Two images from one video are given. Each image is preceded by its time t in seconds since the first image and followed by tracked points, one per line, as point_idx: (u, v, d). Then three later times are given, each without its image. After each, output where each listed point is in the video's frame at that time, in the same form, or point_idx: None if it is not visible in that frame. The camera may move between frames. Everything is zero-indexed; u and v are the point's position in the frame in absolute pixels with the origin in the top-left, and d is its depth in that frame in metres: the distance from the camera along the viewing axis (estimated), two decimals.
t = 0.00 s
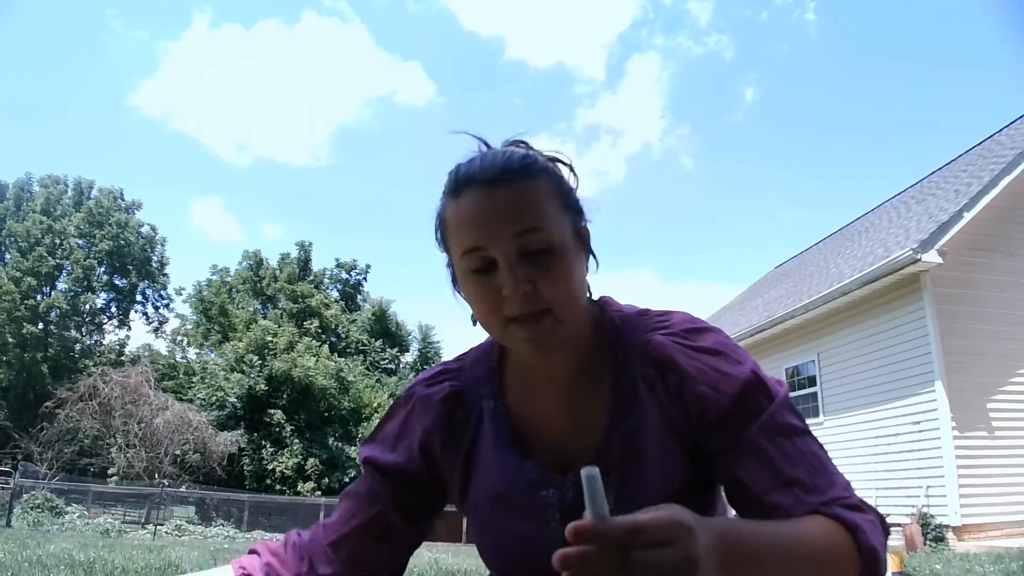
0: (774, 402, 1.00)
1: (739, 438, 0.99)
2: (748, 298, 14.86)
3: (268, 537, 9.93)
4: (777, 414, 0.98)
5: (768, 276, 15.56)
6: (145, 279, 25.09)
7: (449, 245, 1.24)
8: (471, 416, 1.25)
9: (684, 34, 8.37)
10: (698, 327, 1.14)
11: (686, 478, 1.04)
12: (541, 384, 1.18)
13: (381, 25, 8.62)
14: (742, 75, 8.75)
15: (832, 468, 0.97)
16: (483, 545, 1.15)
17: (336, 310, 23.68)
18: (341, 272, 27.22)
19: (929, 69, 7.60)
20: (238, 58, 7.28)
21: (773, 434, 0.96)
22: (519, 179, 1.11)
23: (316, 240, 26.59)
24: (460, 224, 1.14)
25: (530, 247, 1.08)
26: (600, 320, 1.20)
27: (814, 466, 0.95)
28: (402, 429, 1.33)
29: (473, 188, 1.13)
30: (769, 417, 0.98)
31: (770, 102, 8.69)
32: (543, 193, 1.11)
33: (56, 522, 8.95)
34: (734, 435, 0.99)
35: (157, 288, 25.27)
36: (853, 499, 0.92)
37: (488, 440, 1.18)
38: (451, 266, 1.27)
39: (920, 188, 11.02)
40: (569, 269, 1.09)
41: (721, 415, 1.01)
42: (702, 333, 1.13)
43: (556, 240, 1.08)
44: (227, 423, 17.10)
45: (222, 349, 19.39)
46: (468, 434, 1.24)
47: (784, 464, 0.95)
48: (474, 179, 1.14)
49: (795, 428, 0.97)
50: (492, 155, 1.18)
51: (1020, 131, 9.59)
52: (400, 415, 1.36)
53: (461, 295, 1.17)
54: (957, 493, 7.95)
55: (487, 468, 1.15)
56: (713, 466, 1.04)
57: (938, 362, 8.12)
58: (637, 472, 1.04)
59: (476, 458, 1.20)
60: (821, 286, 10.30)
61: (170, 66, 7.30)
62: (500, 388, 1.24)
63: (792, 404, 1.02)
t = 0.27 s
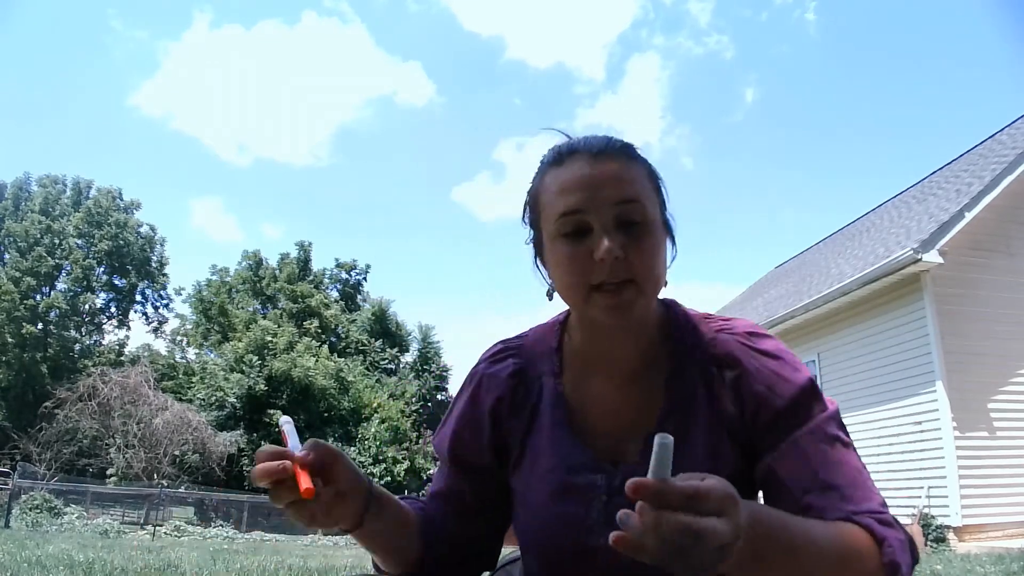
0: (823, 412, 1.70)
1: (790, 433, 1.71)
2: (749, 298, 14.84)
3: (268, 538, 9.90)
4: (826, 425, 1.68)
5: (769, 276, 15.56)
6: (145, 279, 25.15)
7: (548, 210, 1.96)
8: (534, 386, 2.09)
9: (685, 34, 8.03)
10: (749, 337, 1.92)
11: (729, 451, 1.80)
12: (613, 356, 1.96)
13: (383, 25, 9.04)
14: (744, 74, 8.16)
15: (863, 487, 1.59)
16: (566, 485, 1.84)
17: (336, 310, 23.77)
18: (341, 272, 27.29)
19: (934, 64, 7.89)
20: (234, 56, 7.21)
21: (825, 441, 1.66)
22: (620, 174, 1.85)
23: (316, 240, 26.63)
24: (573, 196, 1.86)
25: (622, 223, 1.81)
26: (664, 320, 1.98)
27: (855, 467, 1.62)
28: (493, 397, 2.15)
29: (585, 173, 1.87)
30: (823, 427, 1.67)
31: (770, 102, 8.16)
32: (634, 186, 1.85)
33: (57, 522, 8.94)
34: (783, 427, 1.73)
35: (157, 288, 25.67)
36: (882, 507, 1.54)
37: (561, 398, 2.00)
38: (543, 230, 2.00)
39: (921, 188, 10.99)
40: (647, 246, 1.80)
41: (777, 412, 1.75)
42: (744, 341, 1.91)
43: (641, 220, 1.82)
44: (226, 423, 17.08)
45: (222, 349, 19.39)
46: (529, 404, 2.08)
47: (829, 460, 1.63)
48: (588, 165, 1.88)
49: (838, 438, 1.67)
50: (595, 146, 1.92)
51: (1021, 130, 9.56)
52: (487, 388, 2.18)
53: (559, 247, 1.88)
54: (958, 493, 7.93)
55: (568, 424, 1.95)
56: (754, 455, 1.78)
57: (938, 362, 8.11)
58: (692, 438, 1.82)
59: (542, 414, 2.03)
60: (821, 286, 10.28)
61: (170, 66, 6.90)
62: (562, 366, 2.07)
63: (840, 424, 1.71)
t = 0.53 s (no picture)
0: (833, 399, 1.31)
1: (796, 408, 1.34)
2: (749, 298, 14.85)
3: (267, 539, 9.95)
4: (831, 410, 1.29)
5: (768, 276, 15.56)
6: (145, 279, 25.14)
7: (595, 194, 1.53)
8: (576, 369, 1.53)
9: (685, 35, 7.78)
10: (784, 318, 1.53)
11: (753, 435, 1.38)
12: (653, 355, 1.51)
13: (381, 27, 8.36)
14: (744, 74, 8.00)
15: (860, 481, 1.22)
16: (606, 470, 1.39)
17: (336, 310, 23.74)
18: (341, 272, 27.29)
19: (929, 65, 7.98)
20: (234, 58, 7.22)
21: (826, 425, 1.27)
22: (678, 147, 1.43)
23: (316, 240, 26.64)
24: (626, 172, 1.43)
25: (683, 202, 1.38)
26: (710, 308, 1.53)
27: (848, 463, 1.21)
28: (511, 370, 1.56)
29: (641, 148, 1.45)
30: (826, 410, 1.29)
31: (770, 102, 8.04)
32: (695, 165, 1.43)
33: (56, 521, 8.85)
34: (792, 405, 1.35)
35: (157, 288, 25.41)
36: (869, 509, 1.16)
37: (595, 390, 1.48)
38: (590, 220, 1.56)
39: (921, 188, 11.00)
40: (710, 232, 1.39)
41: (796, 391, 1.36)
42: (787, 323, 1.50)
43: (703, 203, 1.40)
44: (226, 423, 17.08)
45: (222, 349, 19.37)
46: (575, 389, 1.51)
47: (827, 447, 1.24)
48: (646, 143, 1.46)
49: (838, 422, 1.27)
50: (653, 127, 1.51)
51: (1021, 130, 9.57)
52: (506, 356, 1.61)
53: (608, 232, 1.44)
54: (958, 493, 7.92)
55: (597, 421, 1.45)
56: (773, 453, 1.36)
57: (938, 362, 8.10)
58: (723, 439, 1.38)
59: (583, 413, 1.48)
60: (821, 286, 10.28)
61: (170, 67, 6.96)
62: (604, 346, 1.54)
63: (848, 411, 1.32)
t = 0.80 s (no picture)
0: (846, 424, 1.21)
1: (807, 442, 1.21)
2: (749, 298, 14.84)
3: (267, 539, 9.95)
4: (846, 434, 1.20)
5: (768, 276, 15.55)
6: (145, 279, 25.12)
7: (580, 198, 1.42)
8: (563, 388, 1.40)
9: (685, 34, 7.90)
10: (790, 327, 1.37)
11: (757, 460, 1.26)
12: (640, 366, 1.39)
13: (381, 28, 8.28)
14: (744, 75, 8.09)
15: (868, 503, 1.18)
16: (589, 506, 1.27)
17: (336, 310, 23.74)
18: (341, 272, 27.30)
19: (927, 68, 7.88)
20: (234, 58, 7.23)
21: (838, 453, 1.18)
22: (667, 144, 1.34)
23: (316, 240, 26.65)
24: (612, 170, 1.34)
25: (674, 201, 1.28)
26: (703, 316, 1.40)
27: (860, 489, 1.16)
28: (492, 389, 1.44)
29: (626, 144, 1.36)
30: (840, 436, 1.19)
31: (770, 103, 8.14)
32: (683, 163, 1.34)
33: (56, 522, 8.85)
34: (805, 436, 1.21)
35: (157, 288, 25.26)
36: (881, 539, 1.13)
37: (584, 412, 1.35)
38: (574, 224, 1.45)
39: (921, 188, 10.99)
40: (703, 231, 1.28)
41: (806, 415, 1.22)
42: (794, 334, 1.35)
43: (695, 204, 1.30)
44: (226, 423, 17.07)
45: (222, 349, 19.36)
46: (561, 408, 1.38)
47: (841, 477, 1.16)
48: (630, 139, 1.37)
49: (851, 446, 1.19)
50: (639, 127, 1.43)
51: (1021, 130, 9.57)
52: (487, 374, 1.49)
53: (593, 234, 1.34)
54: (958, 493, 7.92)
55: (582, 442, 1.33)
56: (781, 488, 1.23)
57: (938, 362, 8.10)
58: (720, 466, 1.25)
59: (570, 433, 1.36)
60: (821, 286, 10.27)
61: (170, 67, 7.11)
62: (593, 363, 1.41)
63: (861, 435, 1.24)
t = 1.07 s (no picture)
0: (832, 431, 1.24)
1: (793, 450, 1.23)
2: (749, 298, 14.83)
3: (267, 539, 9.94)
4: (831, 441, 1.23)
5: (769, 276, 15.55)
6: (145, 279, 25.10)
7: (551, 202, 1.38)
8: (539, 388, 1.39)
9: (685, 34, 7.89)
10: (770, 334, 1.38)
11: (739, 469, 1.25)
12: (615, 371, 1.35)
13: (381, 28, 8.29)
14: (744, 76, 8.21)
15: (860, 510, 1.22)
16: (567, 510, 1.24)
17: (336, 310, 23.73)
18: (341, 272, 27.31)
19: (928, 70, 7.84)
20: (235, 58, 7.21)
21: (829, 462, 1.21)
22: (638, 146, 1.30)
23: (316, 240, 26.64)
24: (581, 175, 1.29)
25: (646, 210, 1.24)
26: (680, 318, 1.38)
27: (853, 495, 1.20)
28: (469, 387, 1.43)
29: (596, 145, 1.31)
30: (830, 445, 1.22)
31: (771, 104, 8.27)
32: (657, 169, 1.29)
33: (56, 522, 8.85)
34: (791, 445, 1.23)
35: (157, 288, 25.19)
36: (874, 542, 1.17)
37: (560, 415, 1.33)
38: (544, 229, 1.41)
39: (921, 188, 10.98)
40: (676, 240, 1.24)
41: (791, 425, 1.23)
42: (774, 339, 1.37)
43: (668, 210, 1.26)
44: (226, 423, 17.06)
45: (222, 349, 19.34)
46: (538, 411, 1.37)
47: (832, 488, 1.19)
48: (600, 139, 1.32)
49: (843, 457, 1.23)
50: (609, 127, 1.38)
51: (1021, 130, 9.57)
52: (465, 372, 1.49)
53: (562, 243, 1.29)
54: (958, 493, 7.92)
55: (558, 444, 1.30)
56: (771, 496, 1.25)
57: (938, 362, 8.10)
58: (700, 472, 1.23)
59: (547, 437, 1.34)
60: (821, 286, 10.27)
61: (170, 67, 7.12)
62: (569, 364, 1.39)
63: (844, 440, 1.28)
